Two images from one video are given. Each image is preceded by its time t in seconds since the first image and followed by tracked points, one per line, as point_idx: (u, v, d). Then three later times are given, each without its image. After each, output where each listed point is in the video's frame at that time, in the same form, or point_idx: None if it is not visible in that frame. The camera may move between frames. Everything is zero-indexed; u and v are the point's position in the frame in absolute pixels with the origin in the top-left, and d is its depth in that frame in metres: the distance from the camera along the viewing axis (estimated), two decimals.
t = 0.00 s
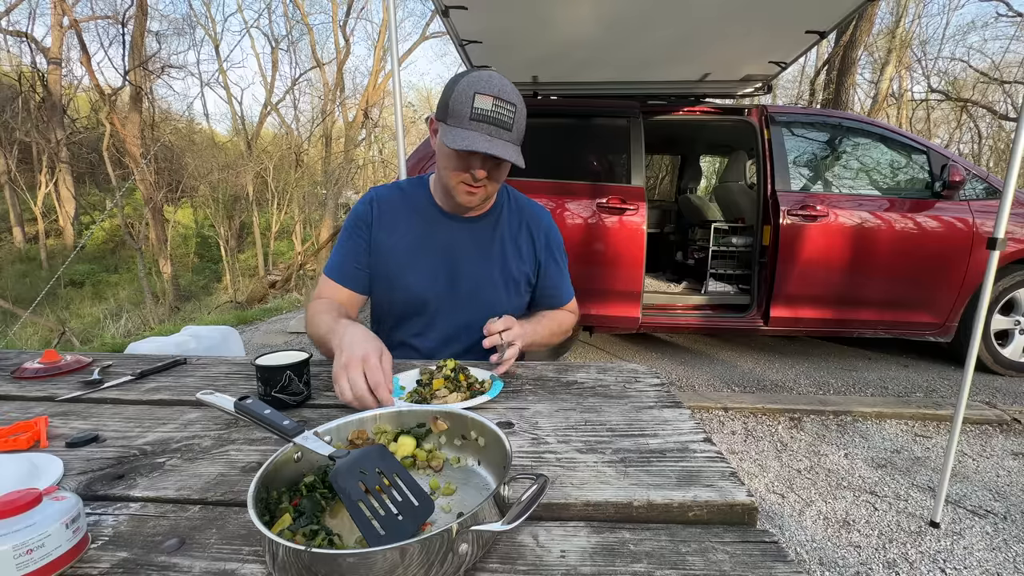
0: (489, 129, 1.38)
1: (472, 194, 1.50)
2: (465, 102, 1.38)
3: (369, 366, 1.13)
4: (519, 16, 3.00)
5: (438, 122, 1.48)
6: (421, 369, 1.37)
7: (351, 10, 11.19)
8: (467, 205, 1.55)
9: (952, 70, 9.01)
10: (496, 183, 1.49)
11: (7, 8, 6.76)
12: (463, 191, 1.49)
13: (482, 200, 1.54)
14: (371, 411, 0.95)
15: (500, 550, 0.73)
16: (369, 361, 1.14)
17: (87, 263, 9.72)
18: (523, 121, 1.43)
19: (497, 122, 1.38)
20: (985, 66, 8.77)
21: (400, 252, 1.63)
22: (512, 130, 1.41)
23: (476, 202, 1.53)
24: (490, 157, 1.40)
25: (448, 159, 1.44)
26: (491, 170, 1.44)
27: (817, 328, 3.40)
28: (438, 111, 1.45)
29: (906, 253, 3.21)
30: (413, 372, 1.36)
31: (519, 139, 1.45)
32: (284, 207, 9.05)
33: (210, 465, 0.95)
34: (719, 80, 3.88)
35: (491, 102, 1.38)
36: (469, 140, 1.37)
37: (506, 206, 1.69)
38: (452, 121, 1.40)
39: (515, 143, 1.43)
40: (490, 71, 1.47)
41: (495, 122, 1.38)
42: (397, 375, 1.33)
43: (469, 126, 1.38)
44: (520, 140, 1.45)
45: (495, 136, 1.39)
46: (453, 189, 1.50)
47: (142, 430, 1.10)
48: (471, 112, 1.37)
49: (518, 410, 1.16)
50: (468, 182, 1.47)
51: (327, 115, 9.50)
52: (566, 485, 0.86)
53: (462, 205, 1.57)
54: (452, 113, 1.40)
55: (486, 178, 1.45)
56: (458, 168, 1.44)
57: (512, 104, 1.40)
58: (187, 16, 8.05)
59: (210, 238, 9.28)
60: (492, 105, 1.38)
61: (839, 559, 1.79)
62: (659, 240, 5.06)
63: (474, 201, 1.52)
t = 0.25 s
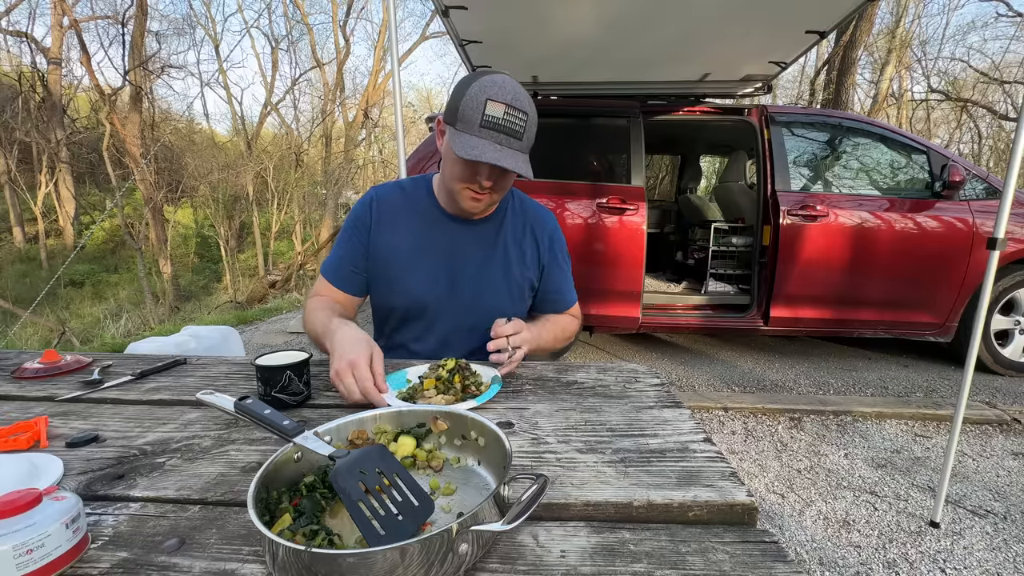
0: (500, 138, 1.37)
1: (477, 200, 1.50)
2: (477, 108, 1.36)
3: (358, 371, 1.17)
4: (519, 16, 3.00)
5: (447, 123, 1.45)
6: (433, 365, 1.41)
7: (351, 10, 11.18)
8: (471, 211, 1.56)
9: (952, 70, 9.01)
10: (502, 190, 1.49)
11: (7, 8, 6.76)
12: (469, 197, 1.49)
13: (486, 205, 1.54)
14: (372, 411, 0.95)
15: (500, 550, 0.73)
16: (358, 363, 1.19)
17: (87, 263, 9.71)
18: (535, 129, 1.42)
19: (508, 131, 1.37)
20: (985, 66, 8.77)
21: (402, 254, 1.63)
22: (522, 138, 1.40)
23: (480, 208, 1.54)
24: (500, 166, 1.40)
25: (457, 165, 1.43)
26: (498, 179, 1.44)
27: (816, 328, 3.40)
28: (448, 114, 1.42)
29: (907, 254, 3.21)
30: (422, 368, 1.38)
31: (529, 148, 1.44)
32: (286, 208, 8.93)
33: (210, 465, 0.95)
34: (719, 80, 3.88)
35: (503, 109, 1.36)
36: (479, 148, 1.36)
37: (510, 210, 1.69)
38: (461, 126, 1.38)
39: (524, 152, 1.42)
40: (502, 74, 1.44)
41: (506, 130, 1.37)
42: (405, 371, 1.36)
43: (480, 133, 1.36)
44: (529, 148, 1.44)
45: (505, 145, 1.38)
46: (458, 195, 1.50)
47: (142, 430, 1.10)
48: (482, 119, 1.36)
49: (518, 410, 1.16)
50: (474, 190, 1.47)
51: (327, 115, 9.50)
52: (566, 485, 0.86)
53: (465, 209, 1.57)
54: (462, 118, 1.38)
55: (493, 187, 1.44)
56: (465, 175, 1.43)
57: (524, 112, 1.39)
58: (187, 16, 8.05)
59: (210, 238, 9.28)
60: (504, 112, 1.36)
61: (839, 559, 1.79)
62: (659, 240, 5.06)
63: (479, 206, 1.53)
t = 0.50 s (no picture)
0: (501, 142, 1.37)
1: (477, 203, 1.51)
2: (480, 112, 1.36)
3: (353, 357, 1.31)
4: (519, 16, 3.00)
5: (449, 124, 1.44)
6: (450, 361, 1.44)
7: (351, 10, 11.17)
8: (469, 213, 1.57)
9: (952, 70, 9.01)
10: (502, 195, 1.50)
11: (7, 8, 6.76)
12: (468, 200, 1.50)
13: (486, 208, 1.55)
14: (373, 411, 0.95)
15: (500, 550, 0.73)
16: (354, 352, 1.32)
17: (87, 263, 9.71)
18: (538, 134, 1.42)
19: (510, 136, 1.37)
20: (985, 66, 8.77)
21: (401, 253, 1.63)
22: (525, 144, 1.40)
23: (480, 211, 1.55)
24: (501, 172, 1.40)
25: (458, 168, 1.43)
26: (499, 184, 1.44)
27: (817, 328, 3.40)
28: (450, 116, 1.42)
29: (907, 253, 3.21)
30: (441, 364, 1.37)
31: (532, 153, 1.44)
32: (284, 207, 9.04)
33: (210, 465, 0.95)
34: (719, 80, 3.88)
35: (506, 114, 1.36)
36: (481, 153, 1.36)
37: (510, 208, 1.68)
38: (464, 128, 1.38)
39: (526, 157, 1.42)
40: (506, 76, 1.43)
41: (509, 136, 1.37)
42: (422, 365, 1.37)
43: (481, 137, 1.36)
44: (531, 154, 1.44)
45: (507, 150, 1.38)
46: (458, 197, 1.51)
47: (142, 430, 1.09)
48: (484, 123, 1.36)
49: (518, 410, 1.16)
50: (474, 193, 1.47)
51: (327, 115, 9.49)
52: (566, 485, 0.86)
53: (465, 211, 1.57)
54: (464, 121, 1.38)
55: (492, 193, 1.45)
56: (465, 178, 1.44)
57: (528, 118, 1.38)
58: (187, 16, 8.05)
59: (210, 238, 9.28)
60: (507, 117, 1.36)
61: (839, 559, 1.79)
62: (659, 240, 5.06)
63: (478, 209, 1.54)
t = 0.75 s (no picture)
0: (499, 143, 1.37)
1: (475, 204, 1.51)
2: (477, 113, 1.35)
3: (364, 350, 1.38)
4: (519, 16, 3.00)
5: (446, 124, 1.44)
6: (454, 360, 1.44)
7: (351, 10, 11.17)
8: (467, 213, 1.58)
9: (952, 70, 9.00)
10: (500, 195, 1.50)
11: (7, 8, 6.76)
12: (466, 200, 1.50)
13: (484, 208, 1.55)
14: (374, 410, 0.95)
15: (499, 550, 0.73)
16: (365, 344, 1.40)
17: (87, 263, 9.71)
18: (535, 134, 1.41)
19: (507, 137, 1.37)
20: (985, 66, 8.77)
21: (399, 252, 1.64)
22: (522, 144, 1.40)
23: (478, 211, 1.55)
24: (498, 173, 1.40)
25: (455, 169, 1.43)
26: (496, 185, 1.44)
27: (817, 328, 3.40)
28: (447, 116, 1.42)
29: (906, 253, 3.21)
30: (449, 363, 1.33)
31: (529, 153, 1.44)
32: (286, 207, 8.96)
33: (210, 465, 0.95)
34: (719, 80, 3.88)
35: (503, 114, 1.36)
36: (478, 154, 1.36)
37: (509, 206, 1.66)
38: (461, 129, 1.38)
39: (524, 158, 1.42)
40: (503, 75, 1.42)
41: (506, 136, 1.37)
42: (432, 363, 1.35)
43: (478, 138, 1.36)
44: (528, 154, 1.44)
45: (504, 150, 1.38)
46: (456, 198, 1.52)
47: (142, 430, 1.09)
48: (481, 124, 1.35)
49: (518, 410, 1.16)
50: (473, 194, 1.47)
51: (327, 115, 9.49)
52: (566, 485, 0.86)
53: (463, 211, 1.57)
54: (461, 121, 1.37)
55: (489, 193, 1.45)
56: (462, 180, 1.44)
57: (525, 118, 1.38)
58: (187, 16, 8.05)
59: (210, 238, 9.28)
60: (504, 118, 1.36)
61: (839, 559, 1.79)
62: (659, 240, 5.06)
63: (476, 209, 1.54)
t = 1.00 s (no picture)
0: (501, 145, 1.37)
1: (478, 206, 1.52)
2: (479, 115, 1.35)
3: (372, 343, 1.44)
4: (519, 16, 3.00)
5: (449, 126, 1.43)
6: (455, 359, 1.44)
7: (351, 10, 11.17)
8: (470, 215, 1.57)
9: (952, 70, 9.00)
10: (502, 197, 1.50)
11: (6, 8, 6.77)
12: (469, 202, 1.50)
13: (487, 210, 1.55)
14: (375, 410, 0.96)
15: (499, 550, 0.73)
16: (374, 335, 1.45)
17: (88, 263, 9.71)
18: (537, 135, 1.41)
19: (509, 139, 1.37)
20: (985, 66, 8.77)
21: (400, 252, 1.64)
22: (524, 146, 1.40)
23: (480, 213, 1.55)
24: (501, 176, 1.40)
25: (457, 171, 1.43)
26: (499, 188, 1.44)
27: (816, 328, 3.40)
28: (449, 118, 1.42)
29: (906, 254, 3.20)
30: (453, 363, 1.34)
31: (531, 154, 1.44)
32: (285, 207, 9.02)
33: (210, 465, 0.95)
34: (719, 80, 3.88)
35: (504, 117, 1.36)
36: (481, 157, 1.36)
37: (510, 208, 1.66)
38: (463, 132, 1.38)
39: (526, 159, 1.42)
40: (504, 76, 1.41)
41: (508, 139, 1.37)
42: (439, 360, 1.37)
43: (480, 141, 1.36)
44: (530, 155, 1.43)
45: (506, 152, 1.38)
46: (460, 201, 1.52)
47: (142, 430, 1.09)
48: (483, 127, 1.35)
49: (518, 410, 1.16)
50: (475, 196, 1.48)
51: (327, 115, 9.50)
52: (566, 485, 0.86)
53: (466, 213, 1.58)
54: (463, 124, 1.37)
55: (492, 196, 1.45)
56: (466, 183, 1.44)
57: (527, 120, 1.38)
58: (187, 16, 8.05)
59: (210, 238, 9.28)
60: (506, 120, 1.36)
61: (839, 559, 1.79)
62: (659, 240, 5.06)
63: (479, 212, 1.54)
